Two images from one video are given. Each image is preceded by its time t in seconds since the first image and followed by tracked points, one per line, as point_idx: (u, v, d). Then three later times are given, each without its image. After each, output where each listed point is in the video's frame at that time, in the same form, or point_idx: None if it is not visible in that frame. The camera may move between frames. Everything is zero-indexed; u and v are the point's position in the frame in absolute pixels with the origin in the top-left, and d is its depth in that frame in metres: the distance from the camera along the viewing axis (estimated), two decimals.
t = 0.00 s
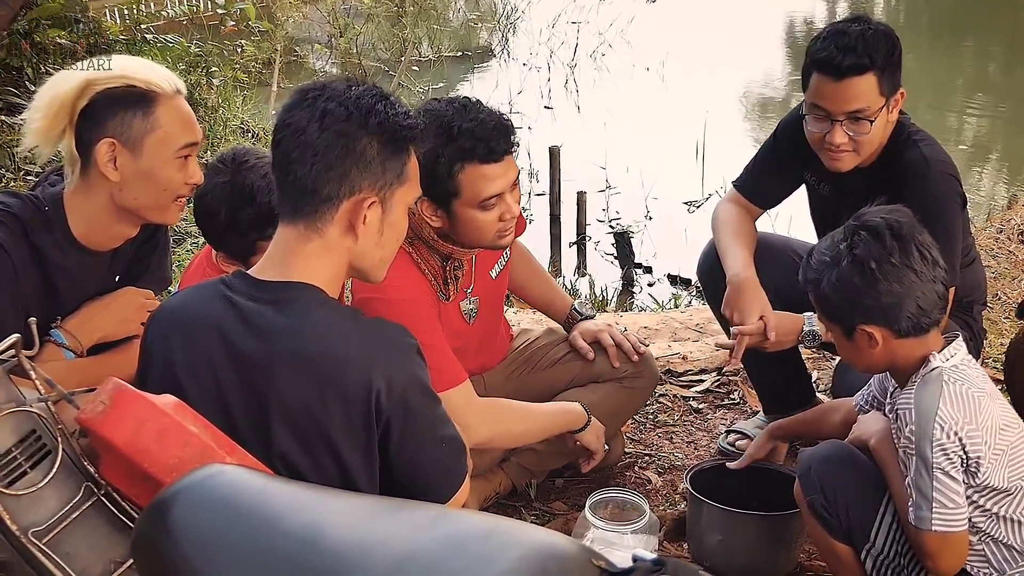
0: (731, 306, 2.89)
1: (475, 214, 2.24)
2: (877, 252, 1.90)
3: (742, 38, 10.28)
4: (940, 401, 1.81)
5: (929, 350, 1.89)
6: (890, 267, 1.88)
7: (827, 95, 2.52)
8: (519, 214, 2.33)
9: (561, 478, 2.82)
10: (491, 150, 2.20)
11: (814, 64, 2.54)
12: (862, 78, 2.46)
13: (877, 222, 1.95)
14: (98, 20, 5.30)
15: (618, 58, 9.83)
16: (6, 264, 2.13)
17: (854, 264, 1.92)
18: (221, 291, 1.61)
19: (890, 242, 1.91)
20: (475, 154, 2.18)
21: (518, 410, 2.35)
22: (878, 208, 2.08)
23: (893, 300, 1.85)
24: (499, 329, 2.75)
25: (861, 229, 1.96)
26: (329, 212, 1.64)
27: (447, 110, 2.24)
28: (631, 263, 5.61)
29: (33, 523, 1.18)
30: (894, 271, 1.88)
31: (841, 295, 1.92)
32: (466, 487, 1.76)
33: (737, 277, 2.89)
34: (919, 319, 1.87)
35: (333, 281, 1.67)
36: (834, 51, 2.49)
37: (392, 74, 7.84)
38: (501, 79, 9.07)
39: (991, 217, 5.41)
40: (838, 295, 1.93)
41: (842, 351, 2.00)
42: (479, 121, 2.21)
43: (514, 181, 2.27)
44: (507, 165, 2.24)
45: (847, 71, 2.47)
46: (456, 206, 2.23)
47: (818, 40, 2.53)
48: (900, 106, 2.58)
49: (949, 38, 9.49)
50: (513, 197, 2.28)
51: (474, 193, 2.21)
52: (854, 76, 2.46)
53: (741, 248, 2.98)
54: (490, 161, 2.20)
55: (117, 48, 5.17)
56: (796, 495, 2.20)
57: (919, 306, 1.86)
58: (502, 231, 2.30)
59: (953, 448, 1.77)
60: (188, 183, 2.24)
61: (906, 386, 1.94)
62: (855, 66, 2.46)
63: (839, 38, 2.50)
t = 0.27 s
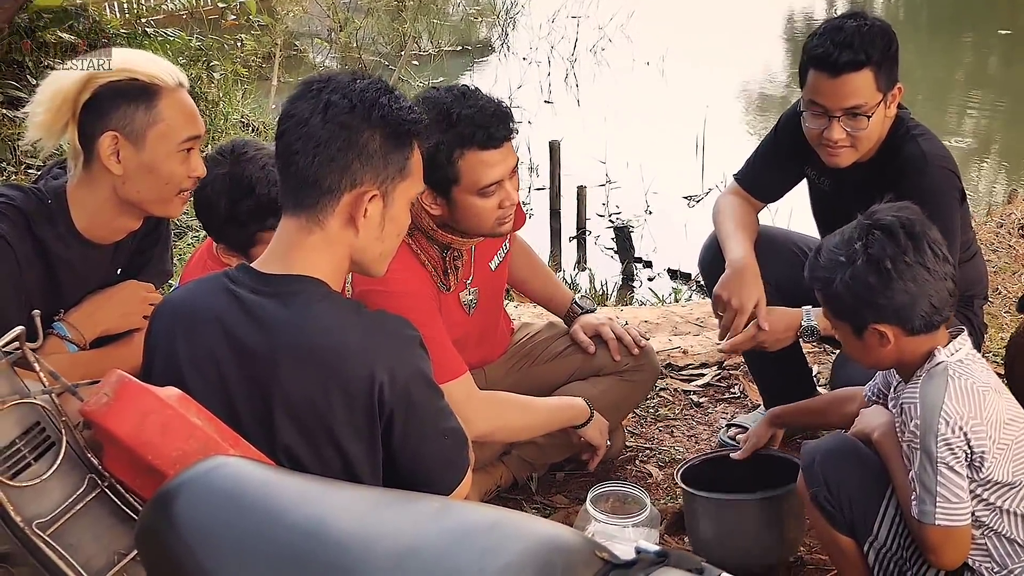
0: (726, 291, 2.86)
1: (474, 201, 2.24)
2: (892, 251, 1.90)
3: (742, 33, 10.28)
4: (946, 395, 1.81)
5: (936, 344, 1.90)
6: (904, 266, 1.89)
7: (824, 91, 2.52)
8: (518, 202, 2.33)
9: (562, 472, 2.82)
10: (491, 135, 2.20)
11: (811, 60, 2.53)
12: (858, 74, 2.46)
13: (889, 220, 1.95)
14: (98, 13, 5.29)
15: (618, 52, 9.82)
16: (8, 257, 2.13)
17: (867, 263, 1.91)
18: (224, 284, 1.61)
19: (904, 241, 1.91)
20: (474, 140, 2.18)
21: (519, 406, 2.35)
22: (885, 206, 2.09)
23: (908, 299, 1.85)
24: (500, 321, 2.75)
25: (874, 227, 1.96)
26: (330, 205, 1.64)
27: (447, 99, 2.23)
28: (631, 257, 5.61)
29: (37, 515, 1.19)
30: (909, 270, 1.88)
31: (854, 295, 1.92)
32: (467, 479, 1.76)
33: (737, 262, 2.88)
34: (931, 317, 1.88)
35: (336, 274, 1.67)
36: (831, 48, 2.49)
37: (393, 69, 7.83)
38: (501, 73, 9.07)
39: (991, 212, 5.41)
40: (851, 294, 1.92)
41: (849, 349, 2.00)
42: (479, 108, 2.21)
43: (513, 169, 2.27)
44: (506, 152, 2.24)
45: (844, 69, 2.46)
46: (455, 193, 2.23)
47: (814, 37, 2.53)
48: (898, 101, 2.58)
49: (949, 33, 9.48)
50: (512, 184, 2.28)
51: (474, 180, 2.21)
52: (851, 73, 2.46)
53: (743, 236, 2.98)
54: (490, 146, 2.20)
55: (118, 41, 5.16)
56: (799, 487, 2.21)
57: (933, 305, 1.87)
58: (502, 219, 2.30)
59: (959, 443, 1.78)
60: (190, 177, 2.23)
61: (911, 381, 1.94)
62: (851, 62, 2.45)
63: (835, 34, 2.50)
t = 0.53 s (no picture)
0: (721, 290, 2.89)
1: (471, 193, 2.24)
2: (897, 258, 1.90)
3: (741, 30, 10.27)
4: (948, 395, 1.81)
5: (939, 343, 1.90)
6: (910, 273, 1.88)
7: (819, 85, 2.52)
8: (516, 196, 2.33)
9: (562, 469, 2.82)
10: (489, 128, 2.20)
11: (807, 54, 2.54)
12: (854, 68, 2.46)
13: (892, 227, 1.95)
14: (99, 10, 5.27)
15: (618, 49, 9.82)
16: (11, 253, 2.13)
17: (873, 271, 1.91)
18: (225, 281, 1.61)
19: (909, 248, 1.91)
20: (472, 132, 2.19)
21: (519, 400, 2.36)
22: (884, 211, 2.08)
23: (915, 306, 1.85)
24: (498, 317, 2.75)
25: (877, 235, 1.95)
26: (328, 200, 1.64)
27: (445, 94, 2.24)
28: (631, 254, 5.61)
29: (39, 510, 1.19)
30: (915, 276, 1.88)
31: (861, 304, 1.91)
32: (469, 475, 1.76)
33: (726, 256, 2.90)
34: (937, 321, 1.88)
35: (337, 272, 1.67)
36: (826, 41, 2.49)
37: (393, 65, 7.81)
38: (500, 70, 9.06)
39: (990, 208, 5.41)
40: (857, 303, 1.91)
41: (853, 356, 2.00)
42: (477, 100, 2.21)
43: (510, 163, 2.27)
44: (504, 146, 2.24)
45: (838, 61, 2.47)
46: (453, 186, 2.23)
47: (811, 30, 2.53)
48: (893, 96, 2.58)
49: (948, 30, 9.49)
50: (509, 178, 2.28)
51: (472, 173, 2.21)
52: (846, 66, 2.46)
53: (736, 233, 2.99)
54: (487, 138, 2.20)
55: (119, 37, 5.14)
56: (800, 484, 2.22)
57: (939, 311, 1.87)
58: (500, 213, 2.30)
59: (960, 443, 1.78)
60: (193, 173, 2.23)
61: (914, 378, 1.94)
62: (847, 56, 2.45)
63: (831, 28, 2.50)
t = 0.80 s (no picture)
0: (731, 294, 2.87)
1: (471, 193, 2.24)
2: (897, 260, 1.90)
3: (741, 28, 10.27)
4: (945, 397, 1.81)
5: (939, 344, 1.91)
6: (910, 275, 1.89)
7: (817, 85, 2.52)
8: (515, 194, 2.33)
9: (561, 467, 2.83)
10: (489, 127, 2.20)
11: (804, 54, 2.54)
12: (850, 67, 2.46)
13: (893, 228, 1.95)
14: (99, 8, 5.26)
15: (617, 48, 9.81)
16: (12, 251, 2.13)
17: (874, 273, 1.91)
18: (226, 279, 1.61)
19: (909, 250, 1.91)
20: (473, 132, 2.19)
21: (519, 397, 2.36)
22: (886, 212, 2.09)
23: (915, 309, 1.86)
24: (498, 315, 2.75)
25: (878, 236, 1.96)
26: (330, 200, 1.64)
27: (445, 93, 2.24)
28: (630, 253, 5.62)
29: (41, 507, 1.19)
30: (915, 278, 1.89)
31: (861, 305, 1.91)
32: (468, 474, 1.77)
33: (733, 261, 2.89)
34: (936, 323, 1.89)
35: (337, 271, 1.67)
36: (823, 41, 2.49)
37: (392, 64, 7.81)
38: (500, 68, 9.05)
39: (989, 208, 5.41)
40: (857, 303, 1.92)
41: (853, 356, 2.01)
42: (477, 99, 2.21)
43: (510, 162, 2.27)
44: (504, 145, 2.24)
45: (836, 60, 2.47)
46: (452, 184, 2.23)
47: (808, 29, 2.54)
48: (890, 95, 2.58)
49: (949, 28, 9.47)
50: (509, 177, 2.28)
51: (473, 173, 2.21)
52: (843, 65, 2.46)
53: (739, 236, 2.98)
54: (487, 139, 2.20)
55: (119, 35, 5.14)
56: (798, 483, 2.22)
57: (938, 313, 1.88)
58: (499, 212, 2.31)
59: (958, 445, 1.78)
60: (193, 172, 2.23)
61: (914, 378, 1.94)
62: (843, 55, 2.45)
63: (827, 27, 2.50)
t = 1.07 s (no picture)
0: (734, 296, 2.86)
1: (473, 193, 2.24)
2: (891, 255, 1.90)
3: (741, 28, 10.26)
4: (952, 397, 1.81)
5: (944, 345, 1.91)
6: (904, 270, 1.89)
7: (818, 85, 2.52)
8: (516, 195, 2.33)
9: (563, 467, 2.83)
10: (491, 127, 2.20)
11: (805, 54, 2.54)
12: (851, 68, 2.46)
13: (889, 224, 1.95)
14: (100, 8, 5.26)
15: (617, 48, 9.81)
16: (14, 251, 2.13)
17: (866, 268, 1.92)
18: (229, 278, 1.61)
19: (903, 245, 1.91)
20: (475, 132, 2.19)
21: (520, 397, 2.36)
22: (887, 209, 2.09)
23: (907, 304, 1.86)
24: (499, 315, 2.75)
25: (873, 232, 1.96)
26: (333, 201, 1.64)
27: (448, 93, 2.24)
28: (631, 253, 5.61)
29: (45, 506, 1.20)
30: (908, 273, 1.89)
31: (854, 300, 1.92)
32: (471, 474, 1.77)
33: (737, 263, 2.88)
34: (931, 320, 1.88)
35: (340, 270, 1.67)
36: (824, 41, 2.49)
37: (393, 63, 7.81)
38: (500, 68, 9.05)
39: (990, 207, 5.41)
40: (851, 298, 1.93)
41: (852, 352, 2.02)
42: (479, 100, 2.22)
43: (511, 162, 2.27)
44: (505, 145, 2.24)
45: (836, 61, 2.47)
46: (454, 184, 2.24)
47: (808, 30, 2.54)
48: (891, 95, 2.58)
49: (949, 28, 9.46)
50: (510, 177, 2.28)
51: (474, 173, 2.21)
52: (844, 65, 2.46)
53: (740, 237, 2.98)
54: (488, 139, 2.21)
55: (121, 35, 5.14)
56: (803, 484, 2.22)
57: (933, 309, 1.87)
58: (500, 212, 2.31)
59: (964, 444, 1.78)
60: (195, 172, 2.23)
61: (920, 378, 1.94)
62: (844, 55, 2.45)
63: (828, 27, 2.50)
